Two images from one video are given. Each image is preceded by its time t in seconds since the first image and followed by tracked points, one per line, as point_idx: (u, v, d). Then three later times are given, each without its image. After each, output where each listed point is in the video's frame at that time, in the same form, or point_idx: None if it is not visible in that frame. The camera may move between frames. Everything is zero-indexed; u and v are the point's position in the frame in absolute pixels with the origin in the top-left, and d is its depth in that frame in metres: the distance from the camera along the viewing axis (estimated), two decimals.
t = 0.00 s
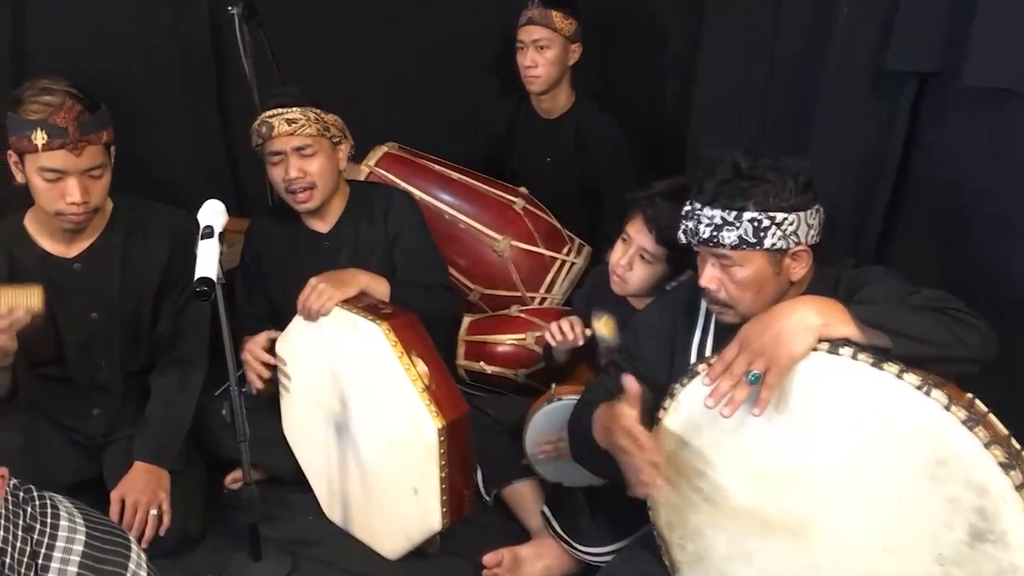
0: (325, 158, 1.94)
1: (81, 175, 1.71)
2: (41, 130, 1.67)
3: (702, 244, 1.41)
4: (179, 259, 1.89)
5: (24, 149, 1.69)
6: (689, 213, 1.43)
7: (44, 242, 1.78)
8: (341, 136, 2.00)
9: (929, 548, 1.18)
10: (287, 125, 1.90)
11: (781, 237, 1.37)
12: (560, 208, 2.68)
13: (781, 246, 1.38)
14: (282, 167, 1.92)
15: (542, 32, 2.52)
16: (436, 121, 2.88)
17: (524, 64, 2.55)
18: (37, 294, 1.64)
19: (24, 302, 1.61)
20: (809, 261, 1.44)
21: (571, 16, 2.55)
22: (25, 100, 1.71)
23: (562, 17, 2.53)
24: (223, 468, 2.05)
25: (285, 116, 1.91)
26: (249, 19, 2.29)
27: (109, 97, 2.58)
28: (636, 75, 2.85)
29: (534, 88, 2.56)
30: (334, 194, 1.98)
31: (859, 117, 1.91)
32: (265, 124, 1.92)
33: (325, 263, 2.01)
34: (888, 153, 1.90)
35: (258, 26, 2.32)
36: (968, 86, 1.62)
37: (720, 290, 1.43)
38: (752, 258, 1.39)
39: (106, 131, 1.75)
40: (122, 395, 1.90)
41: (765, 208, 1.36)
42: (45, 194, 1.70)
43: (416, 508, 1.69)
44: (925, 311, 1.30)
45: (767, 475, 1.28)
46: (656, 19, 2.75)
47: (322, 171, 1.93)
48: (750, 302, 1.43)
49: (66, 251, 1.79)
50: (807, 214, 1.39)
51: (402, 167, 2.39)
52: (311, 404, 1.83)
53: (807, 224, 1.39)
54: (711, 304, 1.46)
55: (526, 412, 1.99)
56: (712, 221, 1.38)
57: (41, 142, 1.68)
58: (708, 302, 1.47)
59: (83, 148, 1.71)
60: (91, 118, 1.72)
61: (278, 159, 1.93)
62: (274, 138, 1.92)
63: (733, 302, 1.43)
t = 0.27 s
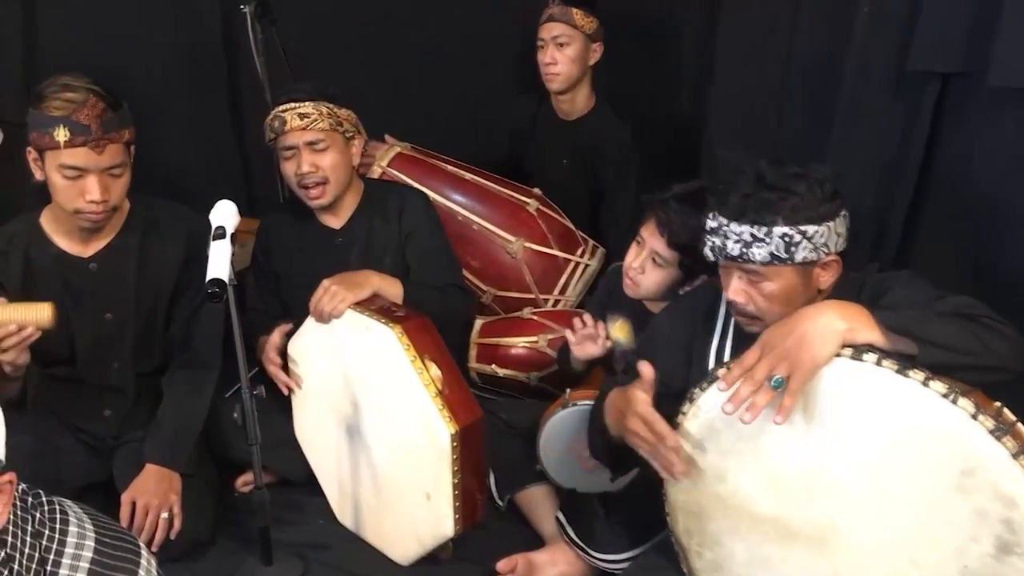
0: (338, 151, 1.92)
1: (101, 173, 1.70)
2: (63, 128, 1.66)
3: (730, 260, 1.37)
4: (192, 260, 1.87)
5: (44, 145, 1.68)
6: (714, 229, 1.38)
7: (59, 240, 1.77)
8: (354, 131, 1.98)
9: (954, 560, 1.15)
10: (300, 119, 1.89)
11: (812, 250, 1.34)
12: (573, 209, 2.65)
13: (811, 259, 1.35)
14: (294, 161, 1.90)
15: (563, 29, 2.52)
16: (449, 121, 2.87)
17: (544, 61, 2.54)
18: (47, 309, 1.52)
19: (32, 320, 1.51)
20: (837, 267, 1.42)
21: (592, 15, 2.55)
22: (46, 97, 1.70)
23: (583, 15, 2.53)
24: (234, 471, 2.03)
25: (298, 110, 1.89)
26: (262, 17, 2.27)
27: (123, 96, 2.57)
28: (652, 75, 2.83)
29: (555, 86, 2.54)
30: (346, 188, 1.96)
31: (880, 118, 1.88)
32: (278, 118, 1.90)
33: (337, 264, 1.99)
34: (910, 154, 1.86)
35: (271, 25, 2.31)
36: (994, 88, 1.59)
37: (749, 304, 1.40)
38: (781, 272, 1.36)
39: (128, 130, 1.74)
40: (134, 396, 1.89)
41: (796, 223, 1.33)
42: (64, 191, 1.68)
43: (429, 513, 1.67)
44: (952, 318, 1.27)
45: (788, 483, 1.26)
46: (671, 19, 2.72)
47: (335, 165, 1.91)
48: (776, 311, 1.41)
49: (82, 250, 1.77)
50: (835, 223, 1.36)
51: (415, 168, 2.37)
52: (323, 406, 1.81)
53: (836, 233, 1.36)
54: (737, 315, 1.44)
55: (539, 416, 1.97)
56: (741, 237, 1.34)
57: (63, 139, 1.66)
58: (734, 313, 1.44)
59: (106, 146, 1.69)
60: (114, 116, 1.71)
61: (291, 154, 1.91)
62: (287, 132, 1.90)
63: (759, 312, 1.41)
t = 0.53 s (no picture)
0: (347, 150, 1.90)
1: (115, 174, 1.67)
2: (80, 127, 1.64)
3: (810, 284, 1.35)
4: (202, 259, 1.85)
5: (60, 144, 1.65)
6: (794, 256, 1.35)
7: (71, 240, 1.75)
8: (364, 130, 1.95)
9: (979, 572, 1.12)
10: (308, 117, 1.86)
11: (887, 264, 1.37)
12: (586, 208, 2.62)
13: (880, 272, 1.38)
14: (302, 160, 1.88)
15: (572, 27, 2.47)
16: (462, 119, 2.85)
17: (554, 61, 2.50)
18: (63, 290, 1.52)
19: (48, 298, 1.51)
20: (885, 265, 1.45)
21: (602, 10, 2.49)
22: (62, 95, 1.67)
23: (592, 12, 2.48)
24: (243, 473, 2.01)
25: (307, 108, 1.87)
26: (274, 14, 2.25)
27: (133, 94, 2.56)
28: (666, 72, 2.80)
29: (564, 84, 2.51)
30: (355, 187, 1.93)
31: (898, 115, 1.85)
32: (287, 116, 1.88)
33: (348, 264, 1.97)
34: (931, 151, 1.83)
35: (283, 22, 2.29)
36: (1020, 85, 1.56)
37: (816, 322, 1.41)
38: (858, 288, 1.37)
39: (145, 131, 1.72)
40: (142, 397, 1.87)
41: (878, 241, 1.34)
42: (78, 191, 1.66)
43: (439, 517, 1.65)
44: (979, 320, 1.25)
45: (807, 490, 1.22)
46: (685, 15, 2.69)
47: (343, 164, 1.88)
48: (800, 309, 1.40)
49: (94, 250, 1.75)
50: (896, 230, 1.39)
51: (426, 166, 2.34)
52: (332, 408, 1.79)
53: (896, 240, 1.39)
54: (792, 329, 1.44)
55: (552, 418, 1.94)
56: (829, 263, 1.33)
57: (79, 139, 1.64)
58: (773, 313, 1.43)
59: (121, 147, 1.67)
60: (131, 117, 1.68)
61: (298, 152, 1.89)
62: (294, 131, 1.88)
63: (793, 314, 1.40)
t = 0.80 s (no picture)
0: (359, 149, 1.87)
1: (128, 173, 1.65)
2: (94, 125, 1.61)
3: (834, 290, 1.33)
4: (211, 262, 1.83)
5: (73, 142, 1.63)
6: (811, 266, 1.32)
7: (81, 238, 1.73)
8: (376, 129, 1.93)
9: None
10: (320, 116, 1.84)
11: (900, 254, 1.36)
12: (598, 208, 2.60)
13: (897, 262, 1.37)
14: (314, 159, 1.86)
15: (570, 28, 2.43)
16: (472, 118, 2.82)
17: (556, 63, 2.47)
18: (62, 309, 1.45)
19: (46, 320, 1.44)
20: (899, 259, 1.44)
21: (601, 8, 2.44)
22: (77, 92, 1.65)
23: (590, 11, 2.43)
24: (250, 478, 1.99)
25: (319, 106, 1.85)
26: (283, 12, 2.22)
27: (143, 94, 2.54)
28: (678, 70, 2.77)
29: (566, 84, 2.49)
30: (367, 187, 1.91)
31: (918, 114, 1.82)
32: (299, 115, 1.86)
33: (359, 265, 1.94)
34: (951, 152, 1.80)
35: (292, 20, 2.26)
36: None
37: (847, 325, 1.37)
38: (879, 285, 1.36)
39: (159, 130, 1.69)
40: (150, 400, 1.84)
41: (889, 232, 1.33)
42: (89, 190, 1.63)
43: (451, 523, 1.62)
44: (1010, 326, 1.22)
45: (833, 501, 1.19)
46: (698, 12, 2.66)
47: (356, 163, 1.86)
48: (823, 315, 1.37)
49: (103, 249, 1.73)
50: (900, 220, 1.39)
51: (435, 166, 2.31)
52: (342, 411, 1.77)
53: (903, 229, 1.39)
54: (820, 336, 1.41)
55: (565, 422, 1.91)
56: (848, 264, 1.31)
57: (93, 137, 1.62)
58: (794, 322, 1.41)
59: (135, 146, 1.64)
60: (146, 115, 1.66)
61: (310, 151, 1.87)
62: (307, 129, 1.85)
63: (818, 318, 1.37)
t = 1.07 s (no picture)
0: (378, 158, 1.88)
1: (145, 181, 1.64)
2: (110, 133, 1.60)
3: (819, 303, 1.30)
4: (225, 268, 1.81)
5: (89, 149, 1.62)
6: (795, 273, 1.31)
7: (96, 245, 1.72)
8: (394, 137, 1.93)
9: None
10: (340, 125, 1.84)
11: (902, 278, 1.28)
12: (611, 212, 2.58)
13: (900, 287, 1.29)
14: (333, 168, 1.86)
15: (586, 31, 2.44)
16: (485, 121, 2.81)
17: (571, 66, 2.47)
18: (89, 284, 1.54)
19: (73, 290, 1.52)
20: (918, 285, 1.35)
21: (618, 12, 2.44)
22: (93, 99, 1.64)
23: (606, 15, 2.43)
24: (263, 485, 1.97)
25: (338, 115, 1.84)
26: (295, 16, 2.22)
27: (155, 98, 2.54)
28: (693, 73, 2.75)
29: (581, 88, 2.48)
30: (386, 195, 1.92)
31: (939, 118, 1.79)
32: (317, 124, 1.85)
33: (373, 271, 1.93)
34: (972, 157, 1.77)
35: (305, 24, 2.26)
36: None
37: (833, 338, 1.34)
38: (874, 305, 1.29)
39: (175, 137, 1.68)
40: (163, 407, 1.83)
41: (886, 255, 1.26)
42: (106, 198, 1.63)
43: (466, 533, 1.60)
44: None
45: (848, 512, 1.19)
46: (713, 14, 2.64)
47: (375, 173, 1.87)
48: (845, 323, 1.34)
49: (119, 256, 1.73)
50: (915, 242, 1.30)
51: (448, 171, 2.30)
52: (356, 418, 1.76)
53: (915, 253, 1.30)
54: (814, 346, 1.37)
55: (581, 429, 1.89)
56: (831, 279, 1.27)
57: (110, 144, 1.61)
58: (804, 332, 1.38)
59: (152, 153, 1.63)
60: (163, 122, 1.65)
61: (329, 160, 1.87)
62: (326, 139, 1.85)
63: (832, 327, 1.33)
